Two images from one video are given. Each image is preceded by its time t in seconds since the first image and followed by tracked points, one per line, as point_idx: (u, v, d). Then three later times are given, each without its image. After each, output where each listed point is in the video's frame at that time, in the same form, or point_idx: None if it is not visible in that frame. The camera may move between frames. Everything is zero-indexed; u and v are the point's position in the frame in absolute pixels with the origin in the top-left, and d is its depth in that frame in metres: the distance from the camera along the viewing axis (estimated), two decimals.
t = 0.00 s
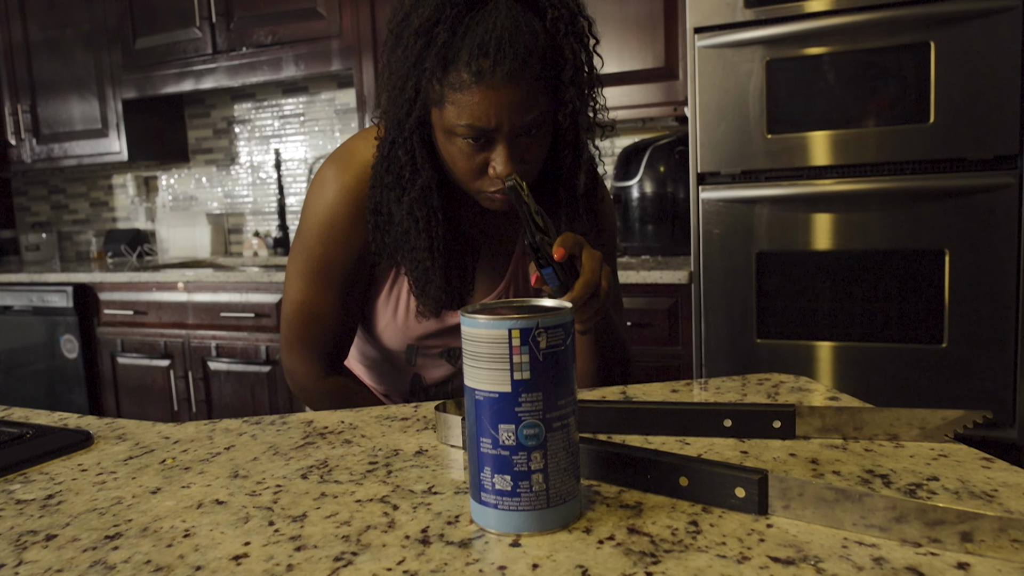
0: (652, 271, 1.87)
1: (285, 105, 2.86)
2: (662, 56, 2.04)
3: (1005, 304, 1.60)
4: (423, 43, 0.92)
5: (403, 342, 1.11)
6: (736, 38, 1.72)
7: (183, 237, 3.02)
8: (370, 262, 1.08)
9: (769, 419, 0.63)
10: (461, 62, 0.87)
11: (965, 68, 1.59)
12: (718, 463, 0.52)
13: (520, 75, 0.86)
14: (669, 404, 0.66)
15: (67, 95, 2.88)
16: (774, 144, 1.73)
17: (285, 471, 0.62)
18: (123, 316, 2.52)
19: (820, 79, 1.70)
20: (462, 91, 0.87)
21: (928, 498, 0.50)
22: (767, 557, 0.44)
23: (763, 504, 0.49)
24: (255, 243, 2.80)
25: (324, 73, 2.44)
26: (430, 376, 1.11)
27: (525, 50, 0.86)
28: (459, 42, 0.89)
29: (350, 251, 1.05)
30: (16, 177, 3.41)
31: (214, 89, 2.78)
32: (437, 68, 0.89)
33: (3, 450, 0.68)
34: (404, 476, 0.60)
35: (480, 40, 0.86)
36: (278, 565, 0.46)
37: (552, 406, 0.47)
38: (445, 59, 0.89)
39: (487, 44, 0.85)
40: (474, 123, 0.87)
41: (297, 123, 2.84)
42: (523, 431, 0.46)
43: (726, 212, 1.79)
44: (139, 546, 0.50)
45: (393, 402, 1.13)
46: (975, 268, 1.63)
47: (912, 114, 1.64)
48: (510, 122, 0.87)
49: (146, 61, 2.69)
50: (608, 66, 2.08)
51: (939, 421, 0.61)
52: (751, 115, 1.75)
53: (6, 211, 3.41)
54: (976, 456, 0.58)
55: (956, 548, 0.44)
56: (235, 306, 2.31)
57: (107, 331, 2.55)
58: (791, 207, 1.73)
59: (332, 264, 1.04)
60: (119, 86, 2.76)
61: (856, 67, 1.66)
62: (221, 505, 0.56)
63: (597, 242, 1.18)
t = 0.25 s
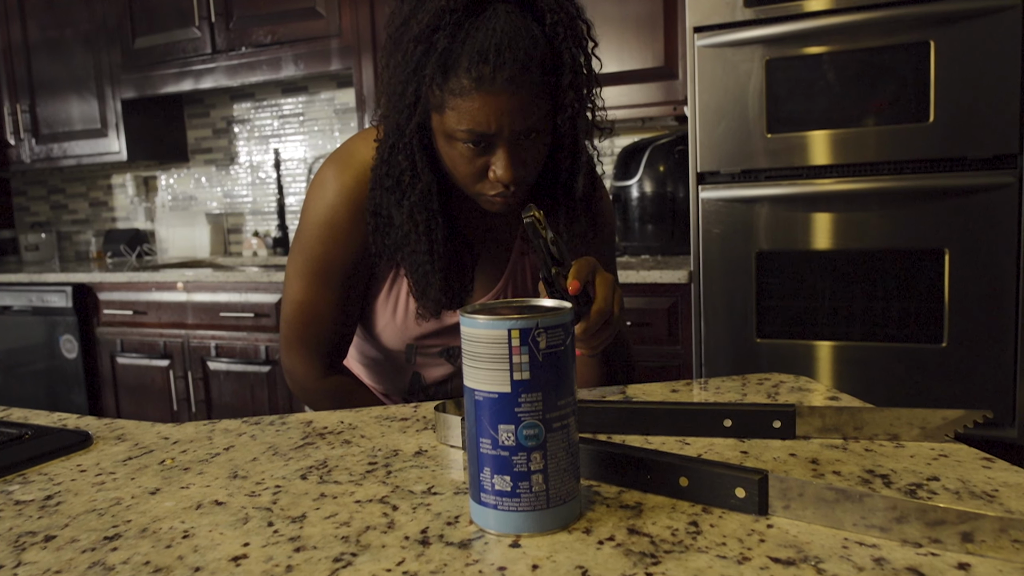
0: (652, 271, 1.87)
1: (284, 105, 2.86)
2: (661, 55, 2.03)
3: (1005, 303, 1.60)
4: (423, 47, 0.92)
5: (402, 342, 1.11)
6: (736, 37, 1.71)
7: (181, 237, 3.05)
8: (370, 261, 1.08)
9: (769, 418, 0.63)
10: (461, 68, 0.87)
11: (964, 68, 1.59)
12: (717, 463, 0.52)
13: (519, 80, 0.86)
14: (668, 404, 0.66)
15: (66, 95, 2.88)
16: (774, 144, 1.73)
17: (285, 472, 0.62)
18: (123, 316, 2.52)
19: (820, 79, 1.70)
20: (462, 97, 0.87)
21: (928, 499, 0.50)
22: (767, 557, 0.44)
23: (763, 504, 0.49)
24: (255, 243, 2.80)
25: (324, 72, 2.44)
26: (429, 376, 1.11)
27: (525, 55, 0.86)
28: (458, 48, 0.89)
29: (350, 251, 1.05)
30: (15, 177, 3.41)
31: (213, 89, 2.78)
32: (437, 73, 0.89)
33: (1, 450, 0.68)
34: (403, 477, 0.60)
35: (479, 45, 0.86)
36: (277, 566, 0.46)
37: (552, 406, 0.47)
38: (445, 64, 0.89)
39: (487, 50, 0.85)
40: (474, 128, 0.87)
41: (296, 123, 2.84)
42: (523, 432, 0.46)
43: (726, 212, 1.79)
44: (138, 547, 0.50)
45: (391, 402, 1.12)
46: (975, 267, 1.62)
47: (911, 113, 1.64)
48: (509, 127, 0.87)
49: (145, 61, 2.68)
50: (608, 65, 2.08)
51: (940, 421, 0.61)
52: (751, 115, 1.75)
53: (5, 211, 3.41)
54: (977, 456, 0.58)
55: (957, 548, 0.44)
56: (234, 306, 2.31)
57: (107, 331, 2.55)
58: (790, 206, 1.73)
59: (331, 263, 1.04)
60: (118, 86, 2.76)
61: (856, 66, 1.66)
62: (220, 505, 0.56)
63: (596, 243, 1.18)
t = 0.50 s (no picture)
0: (653, 271, 1.87)
1: (285, 105, 2.86)
2: (662, 56, 2.03)
3: (1006, 303, 1.60)
4: (426, 49, 0.92)
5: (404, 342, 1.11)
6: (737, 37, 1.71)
7: (184, 238, 3.02)
8: (371, 261, 1.08)
9: (771, 420, 0.63)
10: (466, 70, 0.87)
11: (965, 68, 1.59)
12: (719, 464, 0.52)
13: (524, 80, 0.86)
14: (670, 405, 0.66)
15: (67, 96, 2.88)
16: (775, 144, 1.73)
17: (286, 473, 0.62)
18: (124, 317, 2.52)
19: (821, 79, 1.70)
20: (467, 98, 0.87)
21: (930, 500, 0.50)
22: (769, 559, 0.44)
23: (765, 505, 0.49)
24: (256, 244, 2.80)
25: (325, 73, 2.44)
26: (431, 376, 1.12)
27: (528, 55, 0.86)
28: (462, 50, 0.88)
29: (351, 251, 1.05)
30: (16, 178, 3.41)
31: (214, 90, 2.78)
32: (442, 76, 0.90)
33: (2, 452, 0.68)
34: (404, 478, 0.60)
35: (483, 47, 0.85)
36: (278, 567, 0.46)
37: (553, 407, 0.47)
38: (449, 67, 0.89)
39: (492, 51, 0.85)
40: (481, 130, 0.87)
41: (297, 124, 2.84)
42: (524, 433, 0.46)
43: (727, 212, 1.78)
44: (139, 549, 0.50)
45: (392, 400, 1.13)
46: (976, 267, 1.62)
47: (912, 113, 1.64)
48: (515, 126, 0.87)
49: (146, 62, 2.68)
50: (608, 66, 2.08)
51: (942, 422, 0.61)
52: (751, 115, 1.75)
53: (6, 212, 3.41)
54: (979, 456, 0.58)
55: (960, 549, 0.44)
56: (235, 307, 2.31)
57: (107, 332, 2.55)
58: (791, 207, 1.73)
59: (332, 263, 1.04)
60: (119, 87, 2.76)
61: (857, 66, 1.66)
62: (221, 507, 0.55)
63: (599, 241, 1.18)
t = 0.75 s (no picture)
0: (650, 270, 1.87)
1: (282, 105, 2.85)
2: (659, 55, 2.03)
3: (1003, 300, 1.60)
4: (432, 60, 0.91)
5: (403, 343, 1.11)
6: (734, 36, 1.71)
7: (179, 239, 3.06)
8: (371, 261, 1.08)
9: (769, 418, 0.63)
10: (473, 72, 0.87)
11: (961, 66, 1.59)
12: (717, 463, 0.52)
13: (532, 72, 0.86)
14: (668, 403, 0.66)
15: (63, 96, 2.87)
16: (772, 142, 1.73)
17: (284, 473, 0.62)
18: (121, 318, 2.52)
19: (818, 77, 1.70)
20: (479, 101, 0.87)
21: (928, 497, 0.50)
22: (768, 557, 0.44)
23: (763, 504, 0.49)
24: (253, 244, 2.80)
25: (322, 73, 2.44)
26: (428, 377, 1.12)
27: (530, 48, 0.87)
28: (467, 54, 0.88)
29: (351, 252, 1.05)
30: (12, 179, 3.41)
31: (210, 90, 2.77)
32: (449, 84, 0.89)
33: None
34: (402, 478, 0.59)
35: (488, 46, 0.86)
36: (277, 567, 0.46)
37: (552, 406, 0.47)
38: (456, 72, 0.89)
39: (497, 49, 0.85)
40: (496, 129, 0.87)
41: (294, 124, 2.84)
42: (522, 432, 0.46)
43: (724, 211, 1.78)
44: (137, 550, 0.49)
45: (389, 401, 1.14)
46: (974, 265, 1.63)
47: (909, 111, 1.64)
48: (528, 120, 0.87)
49: (143, 62, 2.68)
50: (605, 66, 2.07)
51: (939, 419, 0.61)
52: (748, 114, 1.75)
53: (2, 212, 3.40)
54: (976, 454, 0.58)
55: (958, 546, 0.44)
56: (233, 307, 2.31)
57: (105, 333, 2.54)
58: (788, 205, 1.73)
59: (332, 264, 1.03)
60: (115, 87, 2.75)
61: (853, 65, 1.66)
62: (219, 507, 0.55)
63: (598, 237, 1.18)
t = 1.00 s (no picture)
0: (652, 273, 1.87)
1: (284, 108, 2.86)
2: (661, 57, 2.04)
3: (1006, 303, 1.60)
4: (441, 71, 0.90)
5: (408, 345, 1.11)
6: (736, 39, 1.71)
7: (184, 240, 3.00)
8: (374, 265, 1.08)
9: (772, 422, 0.63)
10: (484, 78, 0.87)
11: (964, 68, 1.59)
12: (720, 466, 0.52)
13: (541, 68, 0.87)
14: (670, 407, 0.66)
15: (66, 98, 2.88)
16: (774, 145, 1.73)
17: (286, 476, 0.62)
18: (123, 319, 2.52)
19: (820, 80, 1.70)
20: (493, 105, 0.87)
21: (932, 502, 0.50)
22: (770, 561, 0.44)
23: (766, 508, 0.49)
24: (255, 246, 2.81)
25: (324, 75, 2.44)
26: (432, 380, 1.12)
27: (534, 45, 0.87)
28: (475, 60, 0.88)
29: (355, 255, 1.05)
30: (16, 181, 3.42)
31: (213, 92, 2.78)
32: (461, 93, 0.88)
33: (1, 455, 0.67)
34: (404, 481, 0.59)
35: (496, 48, 0.86)
36: (279, 571, 0.46)
37: (554, 409, 0.47)
38: (467, 81, 0.88)
39: (506, 50, 0.85)
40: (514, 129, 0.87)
41: (296, 126, 2.84)
42: (525, 436, 0.46)
43: (726, 214, 1.78)
44: (139, 553, 0.49)
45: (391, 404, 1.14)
46: (977, 268, 1.62)
47: (911, 114, 1.64)
48: (542, 115, 0.88)
49: (145, 64, 2.69)
50: (608, 68, 2.08)
51: (943, 423, 0.61)
52: (751, 116, 1.75)
53: (5, 214, 3.41)
54: (980, 458, 0.58)
55: (961, 551, 0.44)
56: (235, 309, 2.31)
57: (107, 335, 2.54)
58: (791, 208, 1.73)
59: (335, 267, 1.03)
60: (118, 89, 2.76)
61: (856, 67, 1.66)
62: (221, 510, 0.55)
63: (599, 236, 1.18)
